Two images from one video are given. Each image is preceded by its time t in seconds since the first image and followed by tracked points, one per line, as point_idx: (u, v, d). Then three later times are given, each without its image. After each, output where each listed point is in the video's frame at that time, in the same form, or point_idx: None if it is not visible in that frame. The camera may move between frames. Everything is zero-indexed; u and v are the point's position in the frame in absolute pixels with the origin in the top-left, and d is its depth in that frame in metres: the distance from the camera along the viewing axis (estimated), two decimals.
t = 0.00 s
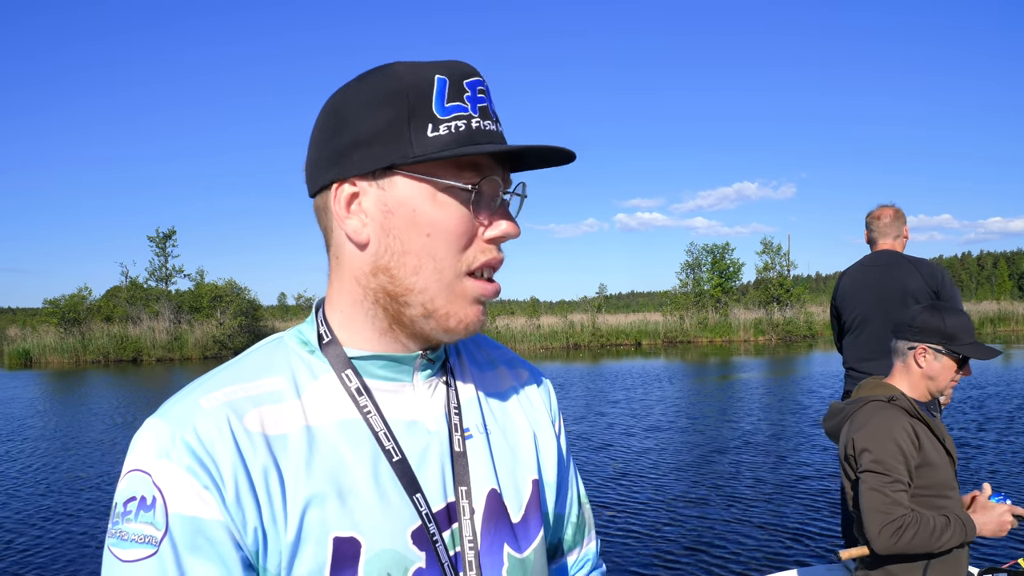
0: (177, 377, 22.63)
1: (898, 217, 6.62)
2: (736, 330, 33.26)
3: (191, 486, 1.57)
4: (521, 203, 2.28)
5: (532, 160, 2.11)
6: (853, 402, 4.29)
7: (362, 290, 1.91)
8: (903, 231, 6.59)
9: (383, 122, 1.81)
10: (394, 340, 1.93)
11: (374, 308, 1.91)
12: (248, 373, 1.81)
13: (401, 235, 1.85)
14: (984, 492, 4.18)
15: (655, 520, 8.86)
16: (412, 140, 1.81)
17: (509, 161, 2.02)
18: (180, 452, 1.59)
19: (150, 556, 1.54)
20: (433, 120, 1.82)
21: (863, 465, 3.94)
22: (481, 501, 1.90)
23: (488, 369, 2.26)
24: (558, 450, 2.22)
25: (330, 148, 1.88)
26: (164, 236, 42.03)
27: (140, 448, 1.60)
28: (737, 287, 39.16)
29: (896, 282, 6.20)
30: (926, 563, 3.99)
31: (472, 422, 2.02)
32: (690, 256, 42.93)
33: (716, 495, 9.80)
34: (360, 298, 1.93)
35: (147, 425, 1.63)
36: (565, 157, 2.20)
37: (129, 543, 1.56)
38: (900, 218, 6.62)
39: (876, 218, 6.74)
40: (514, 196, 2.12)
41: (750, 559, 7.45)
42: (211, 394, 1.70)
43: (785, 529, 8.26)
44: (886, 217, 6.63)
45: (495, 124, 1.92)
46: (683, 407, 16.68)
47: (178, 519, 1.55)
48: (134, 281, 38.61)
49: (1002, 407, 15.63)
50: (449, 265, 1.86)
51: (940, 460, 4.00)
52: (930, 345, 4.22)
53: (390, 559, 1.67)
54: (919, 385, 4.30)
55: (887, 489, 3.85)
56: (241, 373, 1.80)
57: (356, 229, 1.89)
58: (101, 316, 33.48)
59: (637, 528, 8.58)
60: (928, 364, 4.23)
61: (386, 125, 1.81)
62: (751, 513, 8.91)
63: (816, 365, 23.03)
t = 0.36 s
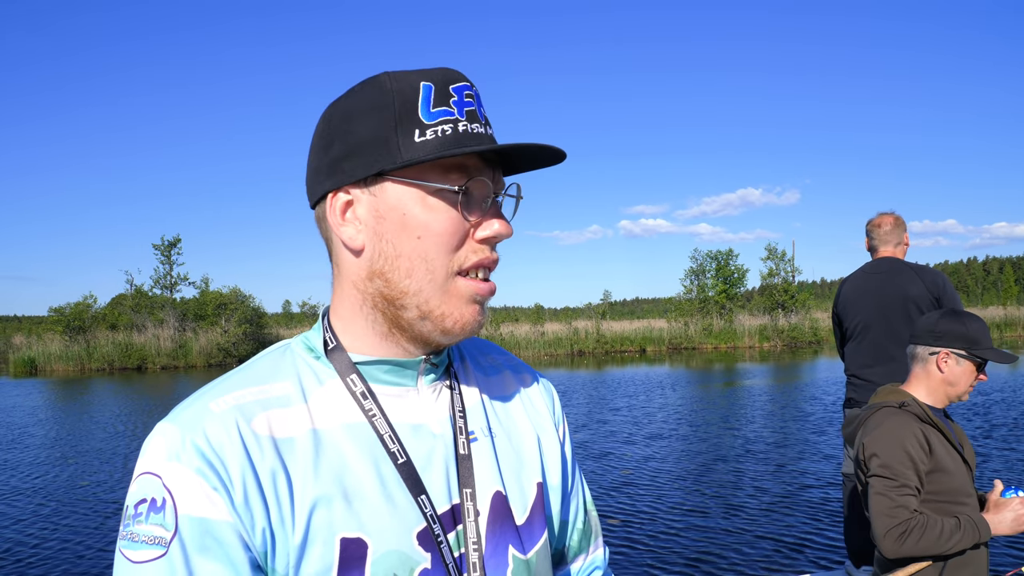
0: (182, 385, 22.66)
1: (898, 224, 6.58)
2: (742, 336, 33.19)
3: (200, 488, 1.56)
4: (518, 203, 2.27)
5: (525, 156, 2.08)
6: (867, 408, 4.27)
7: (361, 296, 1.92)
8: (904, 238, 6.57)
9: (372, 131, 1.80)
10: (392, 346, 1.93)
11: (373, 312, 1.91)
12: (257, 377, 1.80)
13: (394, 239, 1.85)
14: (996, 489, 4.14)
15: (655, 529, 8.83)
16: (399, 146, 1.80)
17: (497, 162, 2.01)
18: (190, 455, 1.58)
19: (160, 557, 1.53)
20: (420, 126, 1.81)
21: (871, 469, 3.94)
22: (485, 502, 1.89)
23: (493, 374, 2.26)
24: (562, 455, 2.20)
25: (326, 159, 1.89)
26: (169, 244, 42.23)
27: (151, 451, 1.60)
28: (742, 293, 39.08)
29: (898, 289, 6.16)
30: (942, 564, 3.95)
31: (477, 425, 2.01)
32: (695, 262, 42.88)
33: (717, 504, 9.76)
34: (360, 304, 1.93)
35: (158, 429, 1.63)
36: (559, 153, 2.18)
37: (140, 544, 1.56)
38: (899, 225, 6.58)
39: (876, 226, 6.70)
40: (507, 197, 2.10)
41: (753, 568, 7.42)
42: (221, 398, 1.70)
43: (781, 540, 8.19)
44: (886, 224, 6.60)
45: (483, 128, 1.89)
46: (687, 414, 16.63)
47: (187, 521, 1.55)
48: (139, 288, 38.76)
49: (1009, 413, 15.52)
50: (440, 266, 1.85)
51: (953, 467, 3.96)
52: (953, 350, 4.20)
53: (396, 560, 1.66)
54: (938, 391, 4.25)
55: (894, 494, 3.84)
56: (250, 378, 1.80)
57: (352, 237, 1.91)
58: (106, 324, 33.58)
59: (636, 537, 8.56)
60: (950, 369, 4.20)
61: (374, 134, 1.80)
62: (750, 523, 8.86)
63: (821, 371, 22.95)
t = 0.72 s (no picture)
0: (187, 390, 22.65)
1: (898, 228, 6.56)
2: (746, 339, 33.09)
3: (203, 488, 1.55)
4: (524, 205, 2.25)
5: (530, 158, 2.06)
6: (879, 410, 4.23)
7: (365, 298, 1.91)
8: (903, 241, 6.54)
9: (373, 135, 1.80)
10: (397, 349, 1.92)
11: (377, 315, 1.90)
12: (264, 378, 1.80)
13: (397, 241, 1.84)
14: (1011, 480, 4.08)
15: (655, 533, 8.81)
16: (402, 150, 1.79)
17: (500, 163, 1.99)
18: (194, 454, 1.57)
19: (162, 555, 1.52)
20: (422, 129, 1.80)
21: (886, 471, 3.90)
22: (493, 504, 1.87)
23: (503, 374, 2.25)
24: (572, 457, 2.18)
25: (331, 161, 1.89)
26: (174, 249, 42.41)
27: (157, 450, 1.59)
28: (747, 297, 38.97)
29: (898, 291, 6.14)
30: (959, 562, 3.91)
31: (485, 427, 2.00)
32: (698, 265, 42.80)
33: (719, 509, 9.72)
34: (365, 307, 1.92)
35: (165, 427, 1.62)
36: (562, 155, 2.16)
37: (144, 542, 1.55)
38: (899, 229, 6.55)
39: (875, 230, 6.70)
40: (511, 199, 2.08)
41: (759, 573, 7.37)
42: (226, 398, 1.69)
43: (776, 546, 8.12)
44: (884, 228, 6.57)
45: (485, 131, 1.87)
46: (691, 418, 16.57)
47: (189, 521, 1.53)
48: (144, 294, 38.84)
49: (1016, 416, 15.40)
50: (443, 269, 1.83)
51: (968, 468, 3.93)
52: (967, 351, 4.17)
53: (399, 561, 1.64)
54: (951, 392, 4.22)
55: (910, 495, 3.81)
56: (256, 379, 1.79)
57: (356, 239, 1.91)
58: (111, 330, 33.65)
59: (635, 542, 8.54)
60: (964, 369, 4.17)
61: (376, 138, 1.80)
62: (746, 528, 8.80)
63: (826, 374, 22.83)
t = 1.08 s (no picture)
0: (189, 397, 22.63)
1: (897, 233, 6.55)
2: (748, 344, 33.04)
3: (207, 499, 1.53)
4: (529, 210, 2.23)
5: (535, 159, 2.03)
6: (882, 415, 4.21)
7: (369, 303, 1.89)
8: (902, 245, 6.52)
9: (377, 138, 1.79)
10: (403, 353, 1.90)
11: (382, 320, 1.88)
12: (269, 387, 1.77)
13: (402, 245, 1.82)
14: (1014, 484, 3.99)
15: (654, 539, 8.80)
16: (406, 152, 1.77)
17: (506, 165, 1.97)
18: (198, 464, 1.55)
19: (166, 567, 1.50)
20: (426, 132, 1.78)
21: (883, 473, 3.91)
22: (501, 512, 1.85)
23: (510, 379, 2.22)
24: (582, 463, 2.15)
25: (334, 165, 1.88)
26: (176, 256, 42.47)
27: (161, 461, 1.57)
28: (749, 301, 38.97)
29: (898, 296, 6.11)
30: (963, 563, 3.87)
31: (493, 433, 1.98)
32: (700, 270, 42.80)
33: (721, 516, 9.69)
34: (370, 312, 1.90)
35: (169, 437, 1.60)
36: (568, 155, 2.13)
37: (148, 554, 1.53)
38: (898, 233, 6.54)
39: (874, 235, 6.69)
40: (517, 203, 2.07)
41: None
42: (231, 407, 1.67)
43: (779, 553, 8.07)
44: (883, 232, 6.55)
45: (488, 133, 1.85)
46: (693, 424, 16.53)
47: (194, 531, 1.51)
48: (146, 301, 38.83)
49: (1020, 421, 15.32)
50: (449, 274, 1.81)
51: (969, 473, 3.88)
52: (968, 355, 4.14)
53: (408, 571, 1.62)
54: (954, 396, 4.18)
55: (904, 497, 3.82)
56: (261, 387, 1.77)
57: (360, 244, 1.89)
58: (113, 337, 33.64)
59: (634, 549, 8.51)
60: (965, 374, 4.15)
61: (379, 140, 1.78)
62: (744, 537, 8.74)
63: (828, 379, 22.79)
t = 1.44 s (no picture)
0: (190, 402, 22.61)
1: (899, 238, 6.55)
2: (750, 350, 32.98)
3: (206, 501, 1.52)
4: (532, 212, 2.23)
5: (539, 161, 2.04)
6: (882, 420, 4.20)
7: (370, 304, 1.90)
8: (904, 251, 6.52)
9: (379, 138, 1.79)
10: (402, 355, 1.90)
11: (382, 322, 1.88)
12: (268, 388, 1.77)
13: (403, 246, 1.82)
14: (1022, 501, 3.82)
15: (653, 543, 8.76)
16: (409, 152, 1.78)
17: (509, 166, 1.97)
18: (197, 466, 1.55)
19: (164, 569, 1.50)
20: (430, 131, 1.78)
21: (877, 476, 3.94)
22: (501, 517, 1.84)
23: (510, 383, 2.22)
24: (582, 468, 2.14)
25: (335, 164, 1.88)
26: (178, 261, 42.57)
27: (159, 462, 1.57)
28: (751, 307, 38.94)
29: (899, 302, 6.11)
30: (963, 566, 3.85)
31: (493, 437, 1.97)
32: (701, 275, 42.81)
33: (720, 521, 9.67)
34: (370, 312, 1.91)
35: (167, 439, 1.60)
36: (574, 157, 2.13)
37: (145, 556, 1.53)
38: (900, 239, 6.54)
39: (876, 240, 6.69)
40: (520, 204, 2.07)
41: None
42: (230, 409, 1.67)
43: (781, 559, 8.04)
44: (885, 238, 6.56)
45: (493, 133, 1.85)
46: (694, 430, 16.51)
47: (192, 533, 1.51)
48: (147, 306, 38.83)
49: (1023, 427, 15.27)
50: (449, 277, 1.81)
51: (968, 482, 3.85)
52: (973, 362, 4.13)
53: None
54: (958, 402, 4.16)
55: (894, 501, 3.85)
56: (260, 389, 1.77)
57: (361, 244, 1.89)
58: (114, 342, 33.63)
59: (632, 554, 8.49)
60: (971, 380, 4.13)
61: (382, 139, 1.79)
62: (743, 541, 8.71)
63: (830, 385, 22.74)
